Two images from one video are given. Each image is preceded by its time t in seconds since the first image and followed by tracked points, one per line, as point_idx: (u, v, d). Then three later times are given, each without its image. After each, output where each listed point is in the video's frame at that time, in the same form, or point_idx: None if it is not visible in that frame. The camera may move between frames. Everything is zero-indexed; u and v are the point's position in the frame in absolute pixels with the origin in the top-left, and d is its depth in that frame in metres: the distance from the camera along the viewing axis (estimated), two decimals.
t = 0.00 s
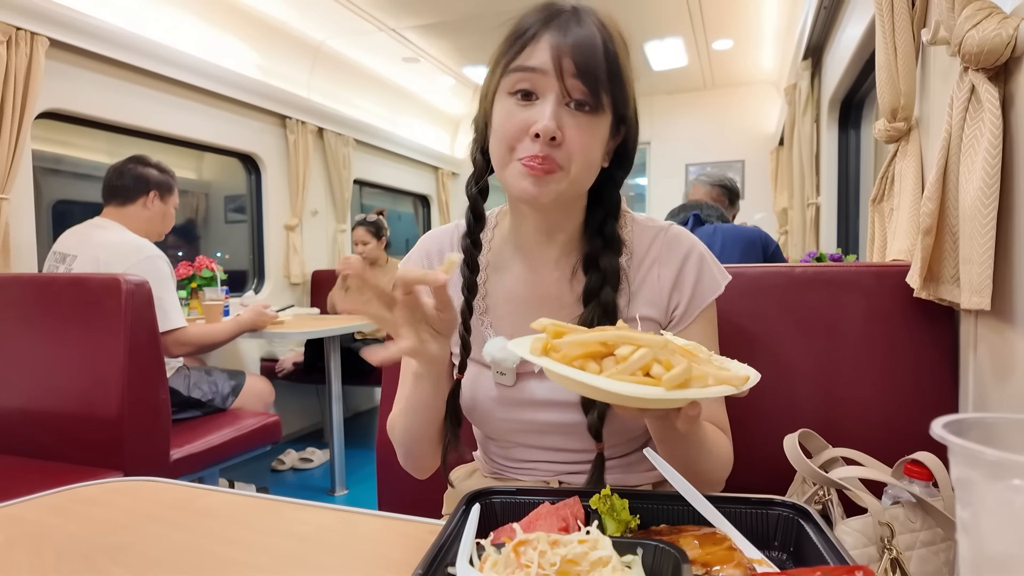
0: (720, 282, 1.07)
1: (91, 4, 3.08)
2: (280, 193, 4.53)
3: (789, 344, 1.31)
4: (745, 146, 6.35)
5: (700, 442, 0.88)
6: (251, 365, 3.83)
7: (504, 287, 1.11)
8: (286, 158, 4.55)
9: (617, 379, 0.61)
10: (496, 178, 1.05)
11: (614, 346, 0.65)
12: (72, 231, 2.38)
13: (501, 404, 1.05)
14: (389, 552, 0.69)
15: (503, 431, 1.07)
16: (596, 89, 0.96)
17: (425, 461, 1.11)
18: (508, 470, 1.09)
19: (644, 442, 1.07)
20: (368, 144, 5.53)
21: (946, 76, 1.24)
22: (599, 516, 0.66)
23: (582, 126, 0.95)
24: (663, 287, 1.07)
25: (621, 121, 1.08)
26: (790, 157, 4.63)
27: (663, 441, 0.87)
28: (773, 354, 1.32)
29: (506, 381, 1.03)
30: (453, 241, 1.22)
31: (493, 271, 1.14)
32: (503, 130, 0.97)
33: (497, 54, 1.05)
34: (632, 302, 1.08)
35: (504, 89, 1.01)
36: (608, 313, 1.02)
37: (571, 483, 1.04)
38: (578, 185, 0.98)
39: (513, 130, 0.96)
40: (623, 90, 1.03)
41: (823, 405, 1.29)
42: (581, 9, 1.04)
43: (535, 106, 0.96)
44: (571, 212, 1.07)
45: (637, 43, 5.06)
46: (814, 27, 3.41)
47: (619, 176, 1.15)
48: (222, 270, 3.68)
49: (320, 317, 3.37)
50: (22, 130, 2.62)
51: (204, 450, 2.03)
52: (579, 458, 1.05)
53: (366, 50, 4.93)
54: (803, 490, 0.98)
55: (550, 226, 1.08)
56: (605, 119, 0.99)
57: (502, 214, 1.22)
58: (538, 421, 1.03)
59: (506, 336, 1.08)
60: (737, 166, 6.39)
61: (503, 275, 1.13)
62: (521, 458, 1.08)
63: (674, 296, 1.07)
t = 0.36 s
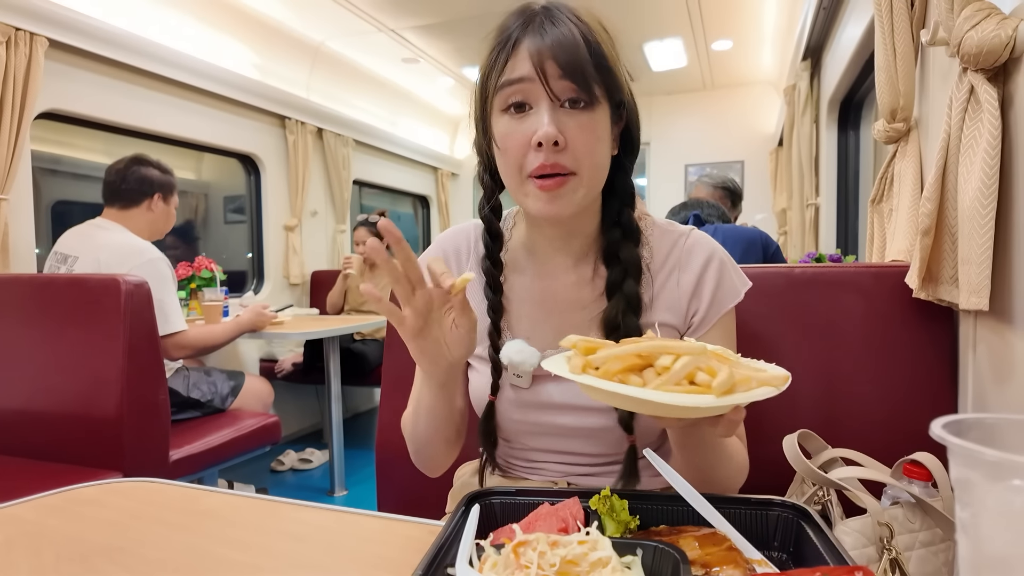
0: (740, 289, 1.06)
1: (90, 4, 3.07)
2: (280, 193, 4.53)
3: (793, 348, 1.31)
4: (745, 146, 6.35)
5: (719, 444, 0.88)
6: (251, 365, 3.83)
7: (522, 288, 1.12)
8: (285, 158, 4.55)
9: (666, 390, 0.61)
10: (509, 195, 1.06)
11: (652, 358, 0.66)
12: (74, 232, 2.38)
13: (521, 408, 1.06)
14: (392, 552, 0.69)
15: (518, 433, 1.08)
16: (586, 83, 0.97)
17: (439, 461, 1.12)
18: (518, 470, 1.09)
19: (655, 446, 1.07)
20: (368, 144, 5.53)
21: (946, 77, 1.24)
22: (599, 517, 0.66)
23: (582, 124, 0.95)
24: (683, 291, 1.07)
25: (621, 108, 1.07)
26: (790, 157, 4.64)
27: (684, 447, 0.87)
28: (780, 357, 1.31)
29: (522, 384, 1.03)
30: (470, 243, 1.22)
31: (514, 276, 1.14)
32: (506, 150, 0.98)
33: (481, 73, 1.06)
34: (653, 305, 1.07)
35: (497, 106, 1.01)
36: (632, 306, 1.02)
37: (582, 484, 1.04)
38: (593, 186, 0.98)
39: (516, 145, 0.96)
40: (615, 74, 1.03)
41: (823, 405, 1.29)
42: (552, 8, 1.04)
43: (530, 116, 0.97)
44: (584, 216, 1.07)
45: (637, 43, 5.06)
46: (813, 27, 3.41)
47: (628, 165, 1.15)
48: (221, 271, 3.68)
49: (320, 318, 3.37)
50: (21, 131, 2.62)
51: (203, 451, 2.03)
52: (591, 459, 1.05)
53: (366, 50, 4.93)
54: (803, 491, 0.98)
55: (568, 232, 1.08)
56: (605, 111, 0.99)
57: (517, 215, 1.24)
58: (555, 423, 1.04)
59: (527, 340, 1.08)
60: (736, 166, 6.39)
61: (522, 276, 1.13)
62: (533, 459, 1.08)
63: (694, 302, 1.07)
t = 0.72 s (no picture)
0: (727, 289, 1.07)
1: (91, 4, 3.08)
2: (280, 193, 4.53)
3: (790, 344, 1.31)
4: (745, 147, 6.35)
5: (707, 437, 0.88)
6: (252, 365, 3.83)
7: (515, 287, 1.12)
8: (286, 158, 4.55)
9: (631, 357, 0.62)
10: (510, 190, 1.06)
11: (625, 332, 0.68)
12: (72, 231, 2.38)
13: (510, 401, 1.05)
14: (393, 551, 0.69)
15: (509, 428, 1.07)
16: (600, 87, 0.97)
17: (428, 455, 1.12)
18: (512, 467, 1.09)
19: (648, 443, 1.08)
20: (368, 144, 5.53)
21: (946, 77, 1.24)
22: (600, 517, 0.66)
23: (591, 128, 0.96)
24: (671, 290, 1.07)
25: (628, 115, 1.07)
26: (791, 157, 4.63)
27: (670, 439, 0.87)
28: (778, 355, 1.32)
29: (512, 378, 1.03)
30: (467, 241, 1.21)
31: (510, 271, 1.14)
32: (517, 147, 0.98)
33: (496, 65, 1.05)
34: (643, 304, 1.07)
35: (509, 103, 1.01)
36: (621, 308, 1.03)
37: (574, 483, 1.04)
38: (596, 185, 0.98)
39: (526, 144, 0.96)
40: (625, 80, 1.03)
41: (822, 404, 1.29)
42: (572, 10, 1.04)
43: (541, 115, 0.97)
44: (579, 216, 1.07)
45: (637, 43, 5.05)
46: (814, 27, 3.41)
47: (627, 169, 1.15)
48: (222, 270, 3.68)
49: (320, 318, 3.37)
50: (22, 131, 2.62)
51: (204, 451, 2.03)
52: (583, 457, 1.05)
53: (367, 50, 4.93)
54: (804, 491, 0.98)
55: (562, 229, 1.08)
56: (614, 116, 1.00)
57: (513, 213, 1.23)
58: (546, 419, 1.03)
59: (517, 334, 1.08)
60: (737, 166, 6.39)
61: (516, 275, 1.13)
62: (526, 456, 1.08)
63: (682, 300, 1.07)
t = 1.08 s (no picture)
0: (722, 282, 1.07)
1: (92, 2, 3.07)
2: (281, 192, 4.53)
3: (790, 346, 1.31)
4: (746, 147, 6.35)
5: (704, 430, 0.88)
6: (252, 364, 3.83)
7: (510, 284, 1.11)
8: (286, 157, 4.55)
9: (600, 355, 0.63)
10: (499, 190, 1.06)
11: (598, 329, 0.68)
12: (74, 229, 2.38)
13: (509, 396, 1.06)
14: (391, 551, 0.69)
15: (510, 424, 1.08)
16: (569, 90, 0.96)
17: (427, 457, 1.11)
18: (513, 464, 1.09)
19: (648, 440, 1.07)
20: (369, 143, 5.53)
21: (947, 78, 1.24)
22: (599, 516, 0.66)
23: (565, 130, 0.95)
24: (666, 283, 1.07)
25: (606, 108, 1.06)
26: (791, 158, 4.64)
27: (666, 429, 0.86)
28: (778, 355, 1.32)
29: (513, 372, 1.04)
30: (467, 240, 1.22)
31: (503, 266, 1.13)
32: (493, 155, 0.98)
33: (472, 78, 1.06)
34: (637, 295, 1.07)
35: (485, 114, 1.01)
36: (617, 298, 1.03)
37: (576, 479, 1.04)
38: (576, 182, 0.98)
39: (499, 150, 0.96)
40: (598, 77, 1.01)
41: (822, 405, 1.29)
42: (539, 15, 1.03)
43: (515, 123, 0.97)
44: (572, 208, 1.07)
45: (638, 43, 5.06)
46: (815, 27, 3.42)
47: (616, 162, 1.16)
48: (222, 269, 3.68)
49: (320, 316, 3.37)
50: (23, 129, 2.62)
51: (204, 450, 2.03)
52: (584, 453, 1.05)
53: (367, 49, 4.93)
54: (803, 491, 0.98)
55: (556, 223, 1.08)
56: (587, 115, 0.99)
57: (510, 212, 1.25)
58: (547, 413, 1.03)
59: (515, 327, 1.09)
60: (737, 166, 6.39)
61: (512, 270, 1.12)
62: (526, 452, 1.08)
63: (677, 293, 1.06)
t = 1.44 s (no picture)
0: (731, 285, 1.06)
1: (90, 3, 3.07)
2: (280, 193, 4.53)
3: (790, 345, 1.31)
4: (744, 146, 6.35)
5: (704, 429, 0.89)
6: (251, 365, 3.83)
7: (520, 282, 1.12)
8: (286, 158, 4.55)
9: (580, 355, 0.64)
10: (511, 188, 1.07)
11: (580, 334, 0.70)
12: (79, 231, 2.38)
13: (515, 392, 1.07)
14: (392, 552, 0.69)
15: (514, 420, 1.08)
16: (563, 89, 0.95)
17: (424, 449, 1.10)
18: (516, 463, 1.09)
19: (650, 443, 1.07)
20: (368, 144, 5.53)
21: (946, 78, 1.24)
22: (599, 517, 0.66)
23: (561, 128, 0.95)
24: (676, 285, 1.07)
25: (610, 106, 1.04)
26: (790, 157, 4.63)
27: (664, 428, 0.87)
28: (778, 355, 1.32)
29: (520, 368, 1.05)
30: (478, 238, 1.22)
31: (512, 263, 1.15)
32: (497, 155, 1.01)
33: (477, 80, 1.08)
34: (646, 296, 1.07)
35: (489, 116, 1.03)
36: (626, 299, 1.02)
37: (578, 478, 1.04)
38: (574, 186, 0.98)
39: (502, 149, 0.98)
40: (596, 76, 1.00)
41: (823, 403, 1.29)
42: (542, 17, 1.03)
43: (513, 123, 0.98)
44: (576, 211, 1.07)
45: (637, 43, 5.06)
46: (814, 27, 3.42)
47: (627, 163, 1.16)
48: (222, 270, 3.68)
49: (320, 318, 3.37)
50: (22, 130, 2.62)
51: (204, 451, 2.03)
52: (587, 452, 1.05)
53: (366, 50, 4.93)
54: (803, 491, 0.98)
55: (562, 228, 1.09)
56: (587, 113, 0.97)
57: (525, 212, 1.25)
58: (552, 410, 1.04)
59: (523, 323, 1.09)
60: (736, 166, 6.39)
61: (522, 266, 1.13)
62: (530, 451, 1.08)
63: (687, 295, 1.06)
